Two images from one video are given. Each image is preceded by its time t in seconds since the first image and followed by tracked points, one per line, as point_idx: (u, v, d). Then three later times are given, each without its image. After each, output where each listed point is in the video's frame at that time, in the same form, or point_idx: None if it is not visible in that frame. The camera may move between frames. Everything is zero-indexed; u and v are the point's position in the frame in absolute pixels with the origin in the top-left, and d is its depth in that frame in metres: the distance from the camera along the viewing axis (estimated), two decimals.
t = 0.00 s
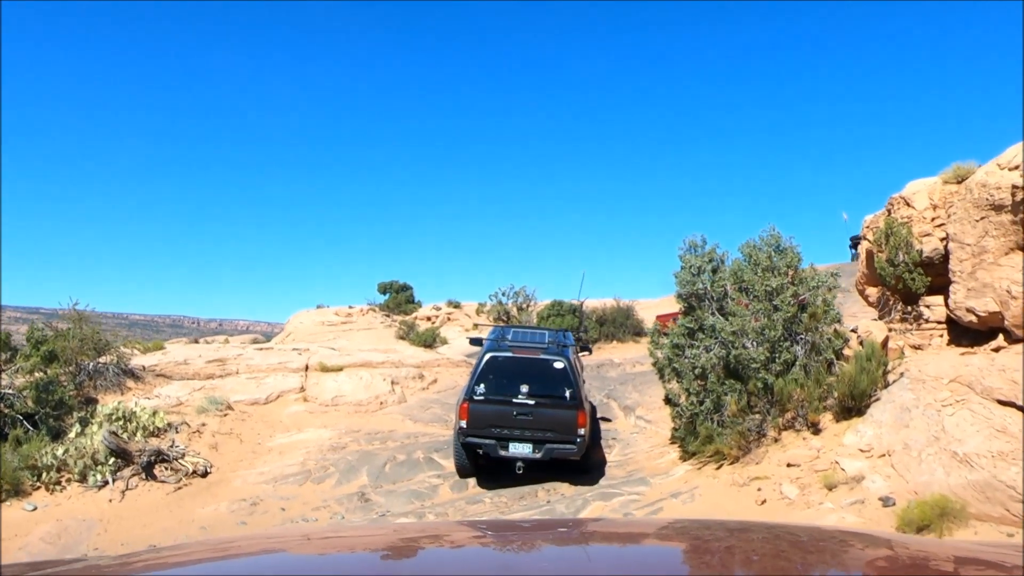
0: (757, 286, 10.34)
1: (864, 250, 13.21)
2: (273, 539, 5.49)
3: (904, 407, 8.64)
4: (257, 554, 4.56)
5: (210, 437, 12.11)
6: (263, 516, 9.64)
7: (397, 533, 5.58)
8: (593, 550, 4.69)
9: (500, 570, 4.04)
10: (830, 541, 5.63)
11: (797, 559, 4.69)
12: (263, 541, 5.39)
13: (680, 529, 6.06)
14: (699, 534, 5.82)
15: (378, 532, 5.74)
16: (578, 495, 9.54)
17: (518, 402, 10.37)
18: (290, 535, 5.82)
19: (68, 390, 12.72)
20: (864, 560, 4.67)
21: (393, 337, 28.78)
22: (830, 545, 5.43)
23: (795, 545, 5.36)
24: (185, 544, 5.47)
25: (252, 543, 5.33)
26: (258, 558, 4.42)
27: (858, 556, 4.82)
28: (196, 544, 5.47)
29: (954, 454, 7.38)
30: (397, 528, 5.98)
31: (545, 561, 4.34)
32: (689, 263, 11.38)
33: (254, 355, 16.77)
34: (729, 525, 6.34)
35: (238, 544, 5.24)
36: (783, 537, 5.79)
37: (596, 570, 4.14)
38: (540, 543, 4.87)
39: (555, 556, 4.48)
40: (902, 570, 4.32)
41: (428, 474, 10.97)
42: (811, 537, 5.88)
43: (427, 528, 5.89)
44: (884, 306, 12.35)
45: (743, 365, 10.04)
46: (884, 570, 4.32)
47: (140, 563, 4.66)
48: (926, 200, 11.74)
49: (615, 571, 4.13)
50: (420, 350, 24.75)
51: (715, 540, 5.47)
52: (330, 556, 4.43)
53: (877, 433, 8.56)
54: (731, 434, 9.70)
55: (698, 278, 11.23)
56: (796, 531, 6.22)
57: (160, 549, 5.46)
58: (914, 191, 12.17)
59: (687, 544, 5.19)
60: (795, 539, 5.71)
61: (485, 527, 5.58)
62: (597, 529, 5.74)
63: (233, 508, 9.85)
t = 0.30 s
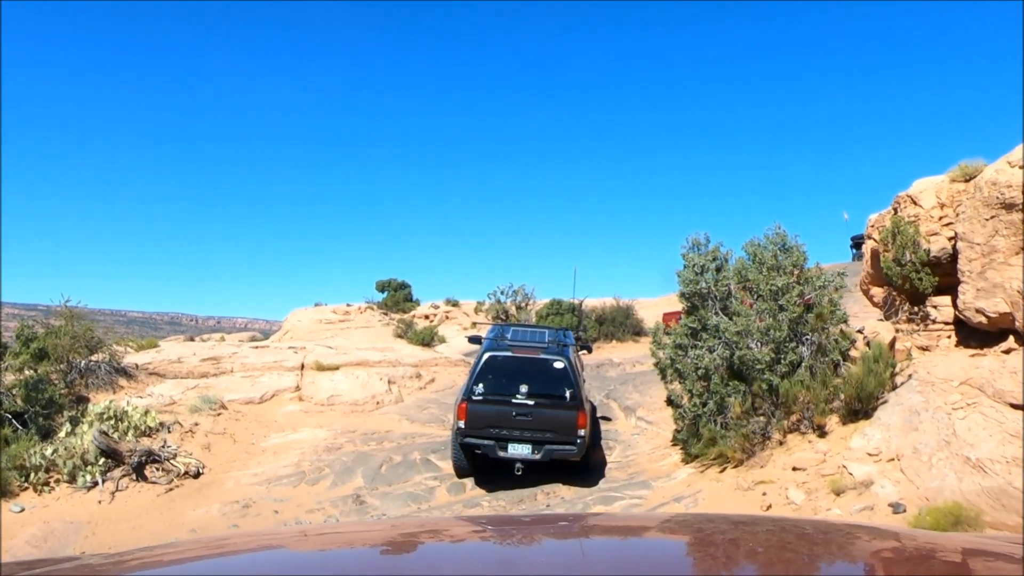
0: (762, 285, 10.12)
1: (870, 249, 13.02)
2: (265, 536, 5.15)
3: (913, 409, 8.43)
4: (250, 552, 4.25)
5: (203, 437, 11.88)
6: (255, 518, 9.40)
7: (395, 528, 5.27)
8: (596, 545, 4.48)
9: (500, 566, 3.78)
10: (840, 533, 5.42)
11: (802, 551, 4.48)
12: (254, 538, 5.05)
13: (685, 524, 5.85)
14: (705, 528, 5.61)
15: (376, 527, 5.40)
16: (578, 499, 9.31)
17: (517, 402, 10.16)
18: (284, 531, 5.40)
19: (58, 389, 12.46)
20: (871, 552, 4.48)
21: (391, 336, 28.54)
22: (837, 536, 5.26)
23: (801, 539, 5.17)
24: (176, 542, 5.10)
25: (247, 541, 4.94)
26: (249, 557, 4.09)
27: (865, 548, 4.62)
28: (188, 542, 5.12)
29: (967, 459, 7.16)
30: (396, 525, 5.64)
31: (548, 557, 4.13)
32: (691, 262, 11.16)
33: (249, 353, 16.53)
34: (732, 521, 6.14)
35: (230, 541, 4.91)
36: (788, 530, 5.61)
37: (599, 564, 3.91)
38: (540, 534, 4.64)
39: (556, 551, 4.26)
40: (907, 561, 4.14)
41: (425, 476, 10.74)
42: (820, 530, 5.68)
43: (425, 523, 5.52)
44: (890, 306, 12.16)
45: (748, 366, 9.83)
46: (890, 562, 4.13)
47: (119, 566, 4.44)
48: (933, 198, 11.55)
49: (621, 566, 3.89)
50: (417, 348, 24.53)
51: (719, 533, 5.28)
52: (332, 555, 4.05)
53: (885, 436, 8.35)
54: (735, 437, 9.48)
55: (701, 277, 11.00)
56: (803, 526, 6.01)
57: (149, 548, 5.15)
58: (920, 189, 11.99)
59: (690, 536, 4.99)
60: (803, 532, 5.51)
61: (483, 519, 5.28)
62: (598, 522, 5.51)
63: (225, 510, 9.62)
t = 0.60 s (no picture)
0: (765, 283, 9.90)
1: (874, 248, 12.83)
2: (252, 534, 4.81)
3: (920, 411, 8.23)
4: (234, 552, 3.88)
5: (194, 437, 11.64)
6: (245, 520, 9.17)
7: (388, 526, 4.97)
8: (591, 547, 4.24)
9: (498, 569, 3.53)
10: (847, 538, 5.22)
11: (803, 559, 4.25)
12: (242, 535, 4.70)
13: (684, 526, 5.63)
14: (705, 531, 5.40)
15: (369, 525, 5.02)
16: (576, 501, 9.08)
17: (513, 401, 9.94)
18: (275, 529, 4.99)
19: (47, 387, 12.21)
20: (871, 560, 4.27)
21: (389, 334, 28.31)
22: (837, 543, 5.06)
23: (800, 545, 4.97)
24: (164, 539, 4.72)
25: (238, 537, 4.55)
26: (233, 558, 3.73)
27: (866, 556, 4.41)
28: (178, 538, 4.77)
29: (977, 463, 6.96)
30: (390, 524, 5.24)
31: (541, 559, 3.93)
32: (693, 259, 10.93)
33: (243, 351, 16.30)
34: (731, 523, 5.91)
35: (219, 538, 4.56)
36: (788, 535, 5.43)
37: (596, 568, 3.69)
38: (535, 535, 4.35)
39: (551, 552, 4.04)
40: (910, 570, 3.94)
41: (420, 477, 10.50)
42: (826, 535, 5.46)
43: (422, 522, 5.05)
44: (895, 305, 11.97)
45: (750, 365, 9.62)
46: (891, 570, 3.93)
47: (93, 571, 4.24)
48: (938, 195, 11.38)
49: (621, 572, 3.65)
50: (415, 347, 24.31)
51: (717, 537, 5.08)
52: (325, 559, 3.66)
53: (891, 438, 8.15)
54: (737, 438, 9.27)
55: (702, 274, 10.77)
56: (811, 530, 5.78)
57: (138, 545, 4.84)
58: (926, 186, 11.80)
59: (688, 540, 4.78)
60: (804, 538, 5.28)
61: (478, 517, 4.99)
62: (594, 523, 5.28)
63: (215, 512, 9.39)
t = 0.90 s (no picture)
0: (771, 280, 9.69)
1: (879, 243, 12.67)
2: (247, 536, 4.48)
3: (930, 410, 8.02)
4: (222, 560, 3.52)
5: (187, 436, 11.40)
6: (238, 522, 8.94)
7: (388, 527, 4.67)
8: (591, 549, 3.91)
9: (497, 570, 3.32)
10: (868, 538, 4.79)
11: (811, 557, 4.01)
12: (237, 538, 4.35)
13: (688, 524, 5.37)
14: (710, 526, 5.17)
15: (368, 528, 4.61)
16: (577, 503, 8.84)
17: (510, 398, 9.72)
18: (272, 531, 4.62)
19: (37, 384, 11.98)
20: (880, 558, 4.04)
21: (387, 332, 28.10)
22: (847, 543, 4.65)
23: (810, 543, 4.56)
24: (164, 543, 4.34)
25: (236, 542, 4.14)
26: (220, 567, 3.37)
27: (876, 554, 4.19)
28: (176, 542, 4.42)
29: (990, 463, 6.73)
30: (388, 524, 4.88)
31: (542, 558, 3.69)
32: (696, 255, 10.71)
33: (238, 348, 16.06)
34: (736, 521, 5.45)
35: (216, 541, 4.20)
36: (797, 534, 4.92)
37: (597, 568, 3.47)
38: (535, 537, 4.01)
39: (552, 553, 3.81)
40: (920, 568, 3.72)
41: (418, 477, 10.28)
42: (843, 532, 5.03)
43: (426, 524, 4.69)
44: (902, 302, 11.80)
45: (755, 364, 9.40)
46: (901, 569, 3.70)
47: None
48: (946, 190, 11.19)
49: (625, 573, 3.40)
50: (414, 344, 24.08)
51: (721, 532, 4.84)
52: (324, 569, 3.30)
53: (901, 438, 7.94)
54: (742, 438, 9.05)
55: (706, 270, 10.55)
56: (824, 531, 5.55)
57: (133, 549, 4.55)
58: (933, 181, 11.61)
59: (691, 538, 4.44)
60: (814, 537, 4.83)
61: (478, 518, 4.75)
62: (597, 520, 5.04)
63: (207, 513, 9.15)
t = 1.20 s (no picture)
0: (777, 275, 9.48)
1: (886, 240, 12.48)
2: (239, 542, 4.20)
3: (940, 411, 7.81)
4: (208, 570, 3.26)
5: (179, 432, 11.18)
6: (230, 520, 8.70)
7: (386, 531, 4.41)
8: (590, 558, 3.66)
9: None
10: (880, 543, 4.51)
11: (819, 564, 3.79)
12: (231, 545, 4.08)
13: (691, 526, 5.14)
14: (713, 530, 4.96)
15: (363, 533, 4.32)
16: (578, 503, 8.62)
17: (509, 392, 9.50)
18: (268, 536, 4.33)
19: (27, 378, 11.75)
20: (889, 564, 3.83)
21: (385, 327, 27.87)
22: (855, 549, 4.38)
23: (817, 551, 4.29)
24: (156, 551, 4.06)
25: (232, 550, 3.85)
26: None
27: (887, 560, 3.98)
28: (170, 548, 4.14)
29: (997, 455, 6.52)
30: (383, 527, 4.64)
31: (544, 566, 3.47)
32: (701, 249, 10.49)
33: (233, 342, 15.84)
34: (740, 525, 5.19)
35: (207, 550, 3.92)
36: (803, 539, 4.65)
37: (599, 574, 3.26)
38: (534, 544, 3.80)
39: (552, 560, 3.59)
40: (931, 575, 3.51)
41: (414, 475, 10.06)
42: (857, 537, 4.78)
43: (425, 528, 4.43)
44: (909, 300, 11.62)
45: (760, 361, 9.19)
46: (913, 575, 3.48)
47: None
48: (955, 186, 10.99)
49: None
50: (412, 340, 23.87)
51: (724, 537, 4.64)
52: None
53: (910, 439, 7.74)
54: (746, 437, 8.84)
55: (711, 265, 10.33)
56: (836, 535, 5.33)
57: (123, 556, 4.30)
58: (942, 176, 11.41)
59: (696, 545, 4.21)
60: (826, 543, 4.56)
61: (478, 524, 4.51)
62: (599, 524, 4.82)
63: (198, 510, 8.92)
